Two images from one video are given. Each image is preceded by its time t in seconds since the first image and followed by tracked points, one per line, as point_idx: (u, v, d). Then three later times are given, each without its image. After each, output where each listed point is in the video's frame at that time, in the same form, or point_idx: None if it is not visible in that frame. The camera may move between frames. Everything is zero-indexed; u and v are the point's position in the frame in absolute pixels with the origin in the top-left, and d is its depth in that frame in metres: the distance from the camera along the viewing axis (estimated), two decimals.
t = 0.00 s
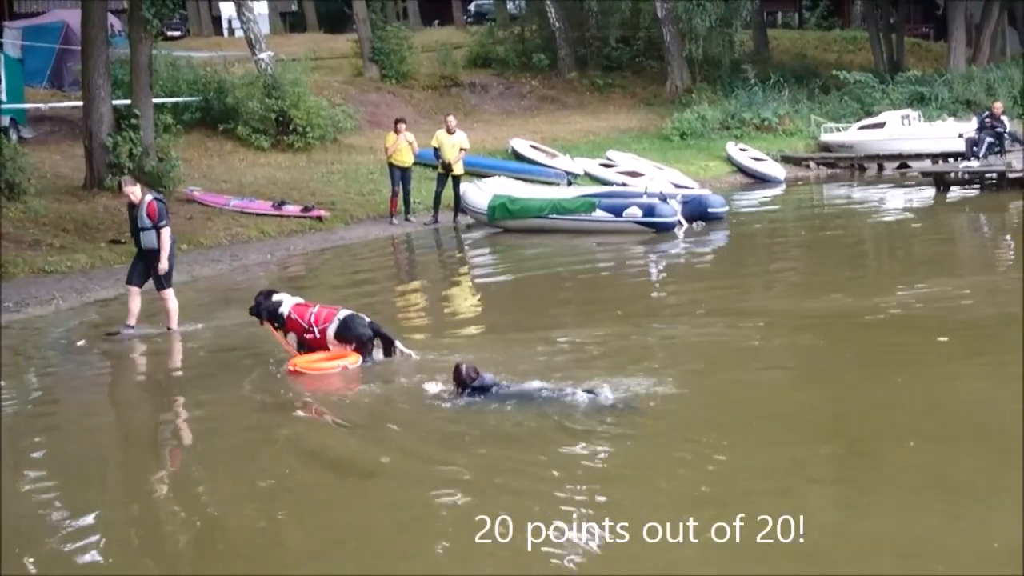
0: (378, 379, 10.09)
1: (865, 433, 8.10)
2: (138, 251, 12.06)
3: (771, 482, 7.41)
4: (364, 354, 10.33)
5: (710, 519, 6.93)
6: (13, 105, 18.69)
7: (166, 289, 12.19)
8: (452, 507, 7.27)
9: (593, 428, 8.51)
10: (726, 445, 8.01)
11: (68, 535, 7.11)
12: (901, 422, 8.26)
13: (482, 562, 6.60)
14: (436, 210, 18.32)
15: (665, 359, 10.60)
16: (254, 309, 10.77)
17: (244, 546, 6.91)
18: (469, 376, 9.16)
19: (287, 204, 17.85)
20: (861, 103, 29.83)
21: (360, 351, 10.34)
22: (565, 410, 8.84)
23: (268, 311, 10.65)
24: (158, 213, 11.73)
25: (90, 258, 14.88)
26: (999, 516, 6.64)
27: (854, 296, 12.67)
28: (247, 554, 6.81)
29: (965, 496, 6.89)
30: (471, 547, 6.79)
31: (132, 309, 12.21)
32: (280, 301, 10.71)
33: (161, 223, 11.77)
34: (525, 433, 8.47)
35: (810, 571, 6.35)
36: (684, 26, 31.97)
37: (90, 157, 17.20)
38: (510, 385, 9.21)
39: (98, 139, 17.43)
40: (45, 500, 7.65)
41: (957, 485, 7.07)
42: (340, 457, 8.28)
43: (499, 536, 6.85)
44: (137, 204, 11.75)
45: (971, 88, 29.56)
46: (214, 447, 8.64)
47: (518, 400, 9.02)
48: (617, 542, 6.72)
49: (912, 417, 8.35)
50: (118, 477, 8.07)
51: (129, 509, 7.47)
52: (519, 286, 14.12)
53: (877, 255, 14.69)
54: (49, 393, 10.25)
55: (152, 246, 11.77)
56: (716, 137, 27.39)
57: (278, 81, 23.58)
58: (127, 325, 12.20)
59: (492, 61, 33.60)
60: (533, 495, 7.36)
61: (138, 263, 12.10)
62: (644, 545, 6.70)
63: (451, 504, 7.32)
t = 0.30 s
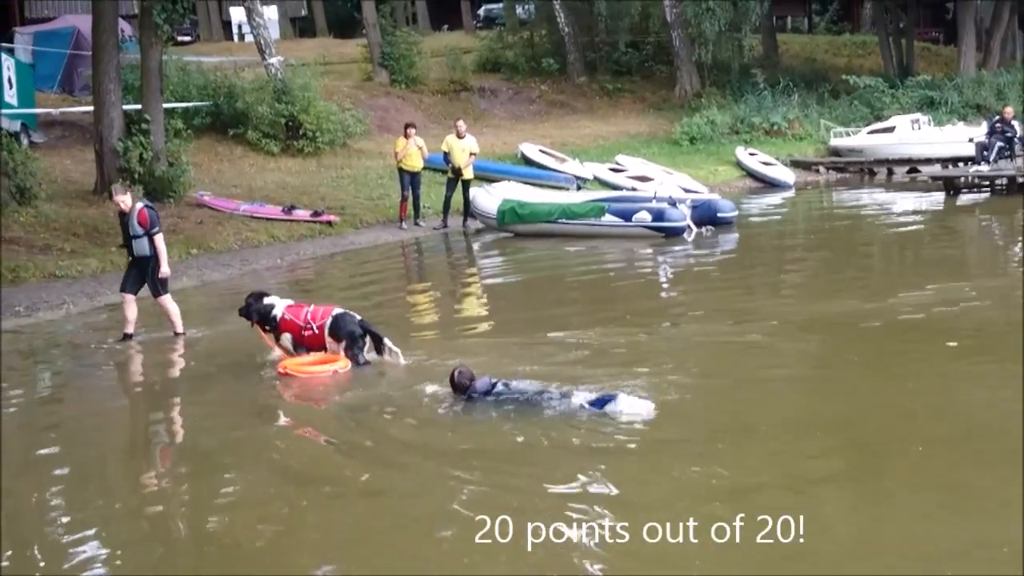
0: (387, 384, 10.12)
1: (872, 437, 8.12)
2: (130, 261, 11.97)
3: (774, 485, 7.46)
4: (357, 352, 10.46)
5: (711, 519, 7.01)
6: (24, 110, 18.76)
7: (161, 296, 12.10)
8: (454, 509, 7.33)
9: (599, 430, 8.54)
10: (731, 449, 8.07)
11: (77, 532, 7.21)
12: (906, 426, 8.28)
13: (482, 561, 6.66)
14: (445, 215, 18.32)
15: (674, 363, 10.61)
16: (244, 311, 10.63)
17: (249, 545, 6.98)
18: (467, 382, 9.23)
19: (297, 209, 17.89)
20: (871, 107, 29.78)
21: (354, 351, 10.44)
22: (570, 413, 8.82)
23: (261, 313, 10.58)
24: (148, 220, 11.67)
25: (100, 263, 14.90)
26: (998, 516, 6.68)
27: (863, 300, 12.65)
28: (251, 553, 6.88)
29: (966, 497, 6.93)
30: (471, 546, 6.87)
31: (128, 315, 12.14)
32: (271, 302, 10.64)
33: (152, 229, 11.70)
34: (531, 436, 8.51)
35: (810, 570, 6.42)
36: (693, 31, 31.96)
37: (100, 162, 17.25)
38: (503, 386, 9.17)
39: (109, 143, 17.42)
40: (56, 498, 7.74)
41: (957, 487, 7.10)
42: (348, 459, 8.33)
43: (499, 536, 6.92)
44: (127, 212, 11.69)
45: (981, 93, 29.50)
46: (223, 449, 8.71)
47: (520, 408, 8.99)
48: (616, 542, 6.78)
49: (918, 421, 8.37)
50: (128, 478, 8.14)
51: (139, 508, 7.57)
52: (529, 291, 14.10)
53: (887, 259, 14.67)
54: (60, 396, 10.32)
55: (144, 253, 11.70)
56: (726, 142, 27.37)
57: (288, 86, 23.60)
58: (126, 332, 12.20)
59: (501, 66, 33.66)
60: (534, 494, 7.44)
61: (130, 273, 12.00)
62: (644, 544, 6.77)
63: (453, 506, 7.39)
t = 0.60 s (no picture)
0: (395, 390, 10.12)
1: (880, 439, 8.12)
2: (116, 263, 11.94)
3: (778, 487, 7.48)
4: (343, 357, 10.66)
5: (712, 519, 7.05)
6: (33, 114, 18.81)
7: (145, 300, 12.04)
8: (456, 508, 7.39)
9: (605, 434, 8.54)
10: (734, 451, 8.10)
11: (83, 532, 7.25)
12: (910, 429, 8.30)
13: (482, 561, 6.72)
14: (453, 219, 18.33)
15: (685, 367, 10.59)
16: (231, 310, 10.81)
17: (253, 545, 7.05)
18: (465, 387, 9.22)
19: (305, 213, 17.89)
20: (879, 112, 29.76)
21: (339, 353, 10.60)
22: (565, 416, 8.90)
23: (247, 312, 10.74)
24: (134, 221, 11.62)
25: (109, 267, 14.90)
26: (998, 520, 6.71)
27: (871, 305, 12.65)
28: (254, 552, 6.94)
29: (967, 501, 6.96)
30: (471, 545, 6.92)
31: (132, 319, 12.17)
32: (258, 302, 10.81)
33: (137, 231, 11.65)
34: (538, 440, 8.54)
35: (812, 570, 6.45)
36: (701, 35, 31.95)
37: (108, 166, 17.34)
38: (500, 390, 9.07)
39: (118, 148, 17.45)
40: (64, 500, 7.79)
41: (959, 490, 7.13)
42: (353, 461, 8.37)
43: (499, 536, 6.99)
44: (113, 213, 11.66)
45: (989, 97, 29.47)
46: (230, 452, 8.73)
47: (522, 412, 9.00)
48: (617, 541, 6.84)
49: (922, 424, 8.38)
50: (135, 480, 8.17)
51: (144, 509, 7.62)
52: (538, 295, 14.08)
53: (895, 264, 14.66)
54: (69, 400, 10.33)
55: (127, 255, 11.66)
56: (734, 146, 27.36)
57: (296, 90, 23.63)
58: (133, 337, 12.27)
59: (509, 70, 33.70)
60: (536, 495, 7.50)
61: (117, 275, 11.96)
62: (644, 543, 6.82)
63: (455, 506, 7.44)
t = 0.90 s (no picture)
0: (405, 397, 10.17)
1: (884, 442, 8.16)
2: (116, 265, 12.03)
3: (780, 490, 7.53)
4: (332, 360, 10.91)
5: (712, 520, 7.10)
6: (45, 119, 18.84)
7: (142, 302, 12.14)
8: (458, 511, 7.46)
9: (613, 441, 8.60)
10: (737, 457, 8.15)
11: (91, 530, 7.34)
12: (913, 430, 8.34)
13: (483, 561, 6.79)
14: (464, 223, 18.34)
15: (696, 373, 10.60)
16: (217, 315, 10.95)
17: (258, 542, 7.13)
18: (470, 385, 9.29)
19: (316, 218, 17.93)
20: (890, 116, 29.74)
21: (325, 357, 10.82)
22: (559, 421, 9.03)
23: (232, 316, 10.90)
24: (136, 224, 11.74)
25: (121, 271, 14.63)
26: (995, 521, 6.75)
27: (880, 309, 12.65)
28: (258, 550, 7.02)
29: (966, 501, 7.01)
30: (471, 546, 6.99)
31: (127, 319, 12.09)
32: (243, 306, 10.98)
33: (138, 234, 11.75)
34: (545, 446, 8.59)
35: (812, 569, 6.50)
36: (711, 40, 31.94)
37: (121, 171, 17.45)
38: (504, 389, 9.14)
39: (129, 153, 17.48)
40: (72, 500, 7.86)
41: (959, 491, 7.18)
42: (359, 464, 8.43)
43: (499, 536, 7.06)
44: (115, 215, 11.77)
45: (1000, 101, 29.42)
46: (238, 454, 8.79)
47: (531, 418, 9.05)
48: (615, 542, 6.93)
49: (927, 423, 8.41)
50: (143, 480, 8.23)
51: (151, 509, 7.68)
52: (549, 300, 14.04)
53: (905, 268, 14.64)
54: (80, 403, 10.37)
55: (128, 258, 11.78)
56: (744, 151, 27.35)
57: (307, 96, 23.67)
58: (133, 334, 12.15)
59: (520, 75, 33.76)
60: (538, 499, 7.57)
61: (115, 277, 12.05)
62: (644, 544, 6.88)
63: (457, 508, 7.50)
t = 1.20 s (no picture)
0: (415, 399, 10.18)
1: (891, 443, 8.16)
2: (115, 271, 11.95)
3: (783, 491, 7.58)
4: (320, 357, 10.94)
5: (712, 519, 7.17)
6: (58, 123, 18.89)
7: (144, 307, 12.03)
8: (461, 510, 7.51)
9: (622, 443, 8.63)
10: (741, 458, 8.19)
11: (97, 528, 7.43)
12: (918, 430, 8.36)
13: (483, 561, 6.84)
14: (475, 226, 18.34)
15: (708, 376, 10.58)
16: (200, 320, 11.04)
17: (263, 541, 7.19)
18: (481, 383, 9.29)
19: (328, 221, 17.94)
20: (902, 119, 29.67)
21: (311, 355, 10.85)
22: (567, 422, 9.08)
23: (216, 320, 10.99)
24: (132, 229, 11.65)
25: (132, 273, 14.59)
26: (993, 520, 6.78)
27: (891, 312, 12.63)
28: (262, 548, 7.09)
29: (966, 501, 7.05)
30: (472, 545, 7.05)
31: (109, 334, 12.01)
32: (226, 310, 11.08)
33: (135, 239, 11.67)
34: (552, 448, 8.61)
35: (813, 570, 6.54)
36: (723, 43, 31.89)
37: (134, 175, 17.46)
38: (510, 390, 9.14)
39: (141, 156, 17.51)
40: (80, 500, 7.94)
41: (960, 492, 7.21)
42: (365, 465, 8.47)
43: (499, 536, 7.11)
44: (112, 221, 11.69)
45: (1013, 104, 29.33)
46: (247, 455, 8.83)
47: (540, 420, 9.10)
48: (616, 541, 7.00)
49: (932, 424, 8.42)
50: (152, 480, 8.31)
51: (160, 508, 7.76)
52: (560, 304, 14.04)
53: (917, 271, 14.62)
54: (92, 405, 10.41)
55: (125, 263, 11.69)
56: (756, 154, 27.31)
57: (318, 99, 23.71)
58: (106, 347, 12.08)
59: (531, 78, 33.74)
60: (540, 498, 7.63)
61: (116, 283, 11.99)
62: (644, 543, 6.94)
63: (460, 507, 7.56)
